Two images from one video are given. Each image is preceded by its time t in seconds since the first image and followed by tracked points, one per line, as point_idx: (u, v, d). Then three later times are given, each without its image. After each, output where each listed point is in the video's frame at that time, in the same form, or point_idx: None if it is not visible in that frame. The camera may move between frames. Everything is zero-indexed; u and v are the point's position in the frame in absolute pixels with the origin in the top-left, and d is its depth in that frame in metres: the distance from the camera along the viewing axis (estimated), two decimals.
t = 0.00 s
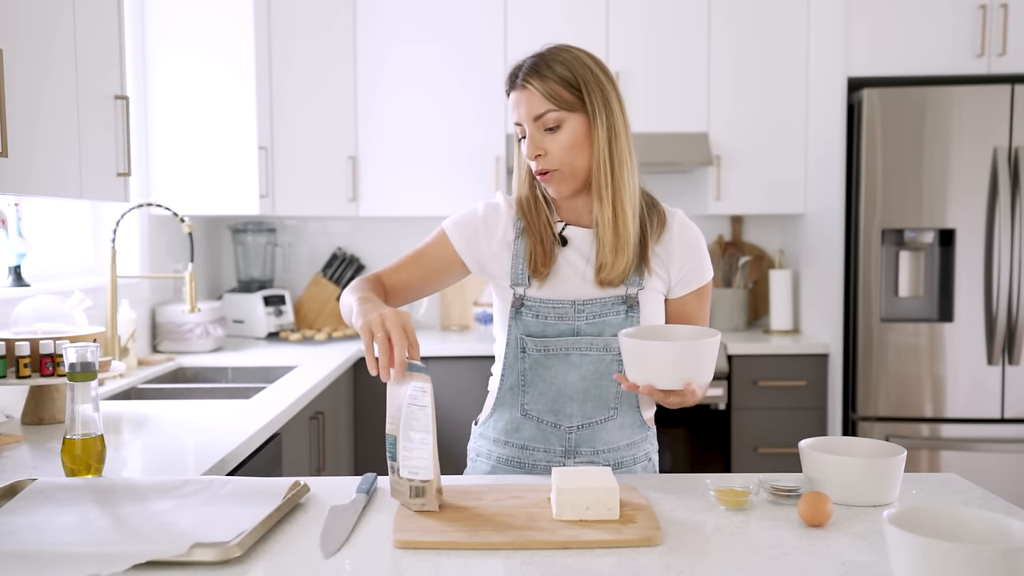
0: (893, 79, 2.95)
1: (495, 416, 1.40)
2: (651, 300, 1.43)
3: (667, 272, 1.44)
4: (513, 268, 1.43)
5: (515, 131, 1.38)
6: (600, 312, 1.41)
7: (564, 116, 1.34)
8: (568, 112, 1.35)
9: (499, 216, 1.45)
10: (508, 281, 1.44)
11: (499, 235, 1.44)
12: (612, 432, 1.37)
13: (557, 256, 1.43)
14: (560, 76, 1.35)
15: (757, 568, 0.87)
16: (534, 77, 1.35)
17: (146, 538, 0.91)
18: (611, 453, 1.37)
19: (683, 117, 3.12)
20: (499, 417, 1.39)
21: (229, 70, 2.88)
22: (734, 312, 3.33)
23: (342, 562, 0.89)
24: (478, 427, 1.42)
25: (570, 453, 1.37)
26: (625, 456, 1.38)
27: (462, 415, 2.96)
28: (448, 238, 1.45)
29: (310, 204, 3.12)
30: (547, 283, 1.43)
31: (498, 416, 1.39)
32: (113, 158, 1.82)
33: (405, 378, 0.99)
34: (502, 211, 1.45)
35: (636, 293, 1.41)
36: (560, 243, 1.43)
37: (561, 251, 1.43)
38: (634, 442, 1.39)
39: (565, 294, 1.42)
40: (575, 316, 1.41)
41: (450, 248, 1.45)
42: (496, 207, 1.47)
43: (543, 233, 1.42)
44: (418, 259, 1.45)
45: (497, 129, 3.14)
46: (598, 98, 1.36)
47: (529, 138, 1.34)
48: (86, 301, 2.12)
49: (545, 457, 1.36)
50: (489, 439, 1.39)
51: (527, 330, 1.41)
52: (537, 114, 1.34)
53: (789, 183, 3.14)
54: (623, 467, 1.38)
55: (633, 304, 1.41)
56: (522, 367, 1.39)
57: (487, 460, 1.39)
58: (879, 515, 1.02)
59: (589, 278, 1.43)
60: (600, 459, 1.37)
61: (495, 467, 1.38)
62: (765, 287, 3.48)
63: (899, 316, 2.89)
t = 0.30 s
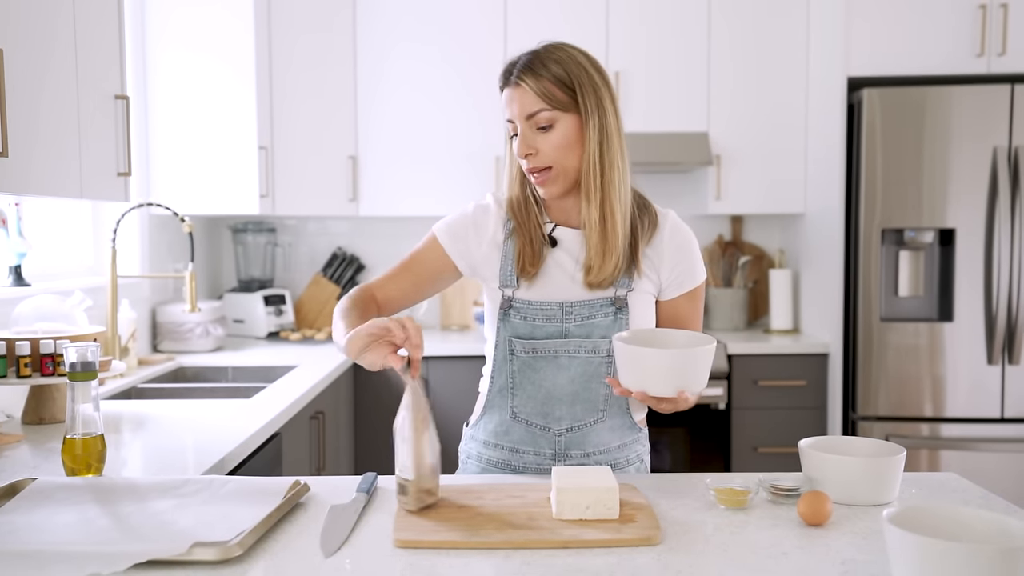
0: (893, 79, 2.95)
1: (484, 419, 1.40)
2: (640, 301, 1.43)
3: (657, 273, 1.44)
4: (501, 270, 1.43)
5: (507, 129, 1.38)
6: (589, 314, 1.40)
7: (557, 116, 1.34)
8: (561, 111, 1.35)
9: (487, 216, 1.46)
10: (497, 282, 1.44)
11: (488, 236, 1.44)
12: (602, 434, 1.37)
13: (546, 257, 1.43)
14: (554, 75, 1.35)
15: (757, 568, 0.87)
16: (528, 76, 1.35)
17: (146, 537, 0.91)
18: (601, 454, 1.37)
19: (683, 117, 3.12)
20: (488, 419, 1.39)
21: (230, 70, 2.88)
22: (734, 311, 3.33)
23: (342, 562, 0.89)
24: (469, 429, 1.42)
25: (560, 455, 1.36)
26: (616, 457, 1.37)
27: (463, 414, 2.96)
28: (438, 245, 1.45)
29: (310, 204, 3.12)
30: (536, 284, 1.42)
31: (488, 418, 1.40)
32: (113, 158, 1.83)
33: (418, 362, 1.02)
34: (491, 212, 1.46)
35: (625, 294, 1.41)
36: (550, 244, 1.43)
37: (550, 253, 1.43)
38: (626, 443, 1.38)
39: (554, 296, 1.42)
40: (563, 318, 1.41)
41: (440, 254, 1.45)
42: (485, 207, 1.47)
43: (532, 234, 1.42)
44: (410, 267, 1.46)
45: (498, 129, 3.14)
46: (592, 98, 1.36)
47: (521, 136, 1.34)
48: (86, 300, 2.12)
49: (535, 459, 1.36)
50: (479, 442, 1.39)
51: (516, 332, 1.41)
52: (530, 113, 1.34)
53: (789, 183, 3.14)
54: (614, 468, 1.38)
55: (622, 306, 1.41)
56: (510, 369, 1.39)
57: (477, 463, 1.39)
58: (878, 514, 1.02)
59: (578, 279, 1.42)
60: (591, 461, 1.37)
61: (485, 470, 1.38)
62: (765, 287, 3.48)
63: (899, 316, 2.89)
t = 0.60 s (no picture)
0: (893, 79, 2.95)
1: (479, 421, 1.41)
2: (634, 303, 1.43)
3: (651, 275, 1.45)
4: (495, 274, 1.43)
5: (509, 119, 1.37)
6: (583, 315, 1.41)
7: (560, 109, 1.34)
8: (565, 105, 1.35)
9: (479, 228, 1.46)
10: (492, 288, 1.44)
11: (482, 249, 1.45)
12: (597, 435, 1.37)
13: (539, 259, 1.43)
14: (562, 69, 1.36)
15: (756, 568, 0.87)
16: (536, 68, 1.35)
17: (146, 537, 0.91)
18: (597, 455, 1.36)
19: (683, 117, 3.12)
20: (484, 421, 1.40)
21: (230, 70, 2.88)
22: (734, 311, 3.33)
23: (342, 562, 0.89)
24: (465, 431, 1.43)
25: (555, 456, 1.36)
26: (612, 458, 1.37)
27: (462, 415, 2.96)
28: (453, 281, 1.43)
29: (310, 205, 3.12)
30: (529, 284, 1.43)
31: (483, 420, 1.40)
32: (113, 158, 1.83)
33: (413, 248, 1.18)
34: (481, 223, 1.46)
35: (619, 295, 1.42)
36: (544, 245, 1.43)
37: (545, 254, 1.43)
38: (622, 444, 1.38)
39: (548, 297, 1.42)
40: (557, 320, 1.41)
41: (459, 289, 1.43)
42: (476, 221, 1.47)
43: (527, 234, 1.42)
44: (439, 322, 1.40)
45: (498, 129, 3.14)
46: (596, 96, 1.36)
47: (523, 126, 1.33)
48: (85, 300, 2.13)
49: (530, 460, 1.36)
50: (475, 443, 1.39)
51: (510, 335, 1.42)
52: (534, 104, 1.34)
53: (789, 183, 3.14)
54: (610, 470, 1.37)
55: (616, 306, 1.42)
56: (505, 371, 1.40)
57: (473, 465, 1.39)
58: (878, 514, 1.02)
59: (573, 280, 1.42)
60: (586, 462, 1.36)
61: (481, 471, 1.37)
62: (765, 287, 3.48)
63: (899, 316, 2.89)
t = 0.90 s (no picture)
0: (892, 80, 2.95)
1: (481, 421, 1.40)
2: (637, 303, 1.43)
3: (652, 277, 1.45)
4: (498, 274, 1.43)
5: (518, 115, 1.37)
6: (586, 315, 1.41)
7: (569, 107, 1.35)
8: (574, 103, 1.35)
9: (484, 229, 1.45)
10: (494, 286, 1.43)
11: (489, 250, 1.44)
12: (599, 436, 1.37)
13: (543, 258, 1.43)
14: (574, 68, 1.36)
15: (754, 568, 0.87)
16: (549, 65, 1.36)
17: (145, 538, 0.91)
18: (598, 456, 1.37)
19: (683, 117, 3.12)
20: (485, 421, 1.39)
21: (229, 71, 2.88)
22: (733, 312, 3.34)
23: (340, 562, 0.89)
24: (466, 432, 1.43)
25: (556, 457, 1.36)
26: (612, 460, 1.37)
27: (462, 415, 2.96)
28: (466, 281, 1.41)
29: (310, 205, 3.12)
30: (532, 284, 1.42)
31: (484, 420, 1.40)
32: (112, 158, 1.83)
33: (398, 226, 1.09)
34: (487, 224, 1.45)
35: (621, 295, 1.42)
36: (547, 246, 1.43)
37: (547, 254, 1.43)
38: (622, 446, 1.38)
39: (552, 296, 1.42)
40: (561, 320, 1.41)
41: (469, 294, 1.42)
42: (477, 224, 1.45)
43: (530, 234, 1.43)
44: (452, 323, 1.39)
45: (497, 129, 3.14)
46: (608, 96, 1.37)
47: (531, 122, 1.34)
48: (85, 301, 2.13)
49: (531, 461, 1.36)
50: (476, 444, 1.39)
51: (513, 335, 1.42)
52: (543, 101, 1.34)
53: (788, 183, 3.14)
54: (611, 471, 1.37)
55: (619, 307, 1.42)
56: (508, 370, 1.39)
57: (473, 466, 1.39)
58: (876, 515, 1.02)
59: (577, 280, 1.42)
60: (587, 463, 1.37)
61: (481, 472, 1.37)
62: (764, 287, 3.48)
63: (899, 316, 2.89)
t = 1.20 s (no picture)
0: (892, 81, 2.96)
1: (481, 421, 1.40)
2: (638, 305, 1.44)
3: (653, 279, 1.46)
4: (499, 274, 1.43)
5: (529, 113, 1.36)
6: (586, 316, 1.41)
7: (585, 109, 1.34)
8: (589, 106, 1.35)
9: (484, 228, 1.45)
10: (494, 286, 1.43)
11: (488, 249, 1.43)
12: (599, 437, 1.37)
13: (545, 259, 1.43)
14: (593, 69, 1.36)
15: (752, 568, 0.87)
16: (569, 64, 1.35)
17: (144, 538, 0.91)
18: (597, 457, 1.37)
19: (682, 118, 3.13)
20: (485, 422, 1.39)
21: (229, 71, 2.88)
22: (733, 312, 3.34)
23: (339, 562, 0.89)
24: (466, 432, 1.42)
25: (556, 457, 1.36)
26: (612, 460, 1.37)
27: (462, 414, 2.96)
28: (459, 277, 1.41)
29: (310, 206, 3.12)
30: (534, 285, 1.42)
31: (484, 421, 1.40)
32: (112, 159, 1.83)
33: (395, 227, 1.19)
34: (487, 224, 1.45)
35: (622, 297, 1.42)
36: (549, 247, 1.43)
37: (549, 256, 1.43)
38: (622, 447, 1.38)
39: (554, 297, 1.42)
40: (562, 320, 1.41)
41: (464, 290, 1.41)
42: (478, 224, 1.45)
43: (533, 236, 1.42)
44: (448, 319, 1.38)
45: (497, 129, 3.14)
46: (622, 100, 1.37)
47: (546, 122, 1.33)
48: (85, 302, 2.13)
49: (531, 461, 1.36)
50: (476, 444, 1.39)
51: (514, 335, 1.41)
52: (559, 101, 1.34)
53: (787, 184, 3.14)
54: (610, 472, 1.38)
55: (620, 309, 1.42)
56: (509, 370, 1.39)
57: (472, 466, 1.39)
58: (874, 515, 1.02)
59: (580, 281, 1.42)
60: (587, 463, 1.37)
61: (481, 472, 1.37)
62: (764, 288, 3.48)
63: (898, 316, 2.89)
